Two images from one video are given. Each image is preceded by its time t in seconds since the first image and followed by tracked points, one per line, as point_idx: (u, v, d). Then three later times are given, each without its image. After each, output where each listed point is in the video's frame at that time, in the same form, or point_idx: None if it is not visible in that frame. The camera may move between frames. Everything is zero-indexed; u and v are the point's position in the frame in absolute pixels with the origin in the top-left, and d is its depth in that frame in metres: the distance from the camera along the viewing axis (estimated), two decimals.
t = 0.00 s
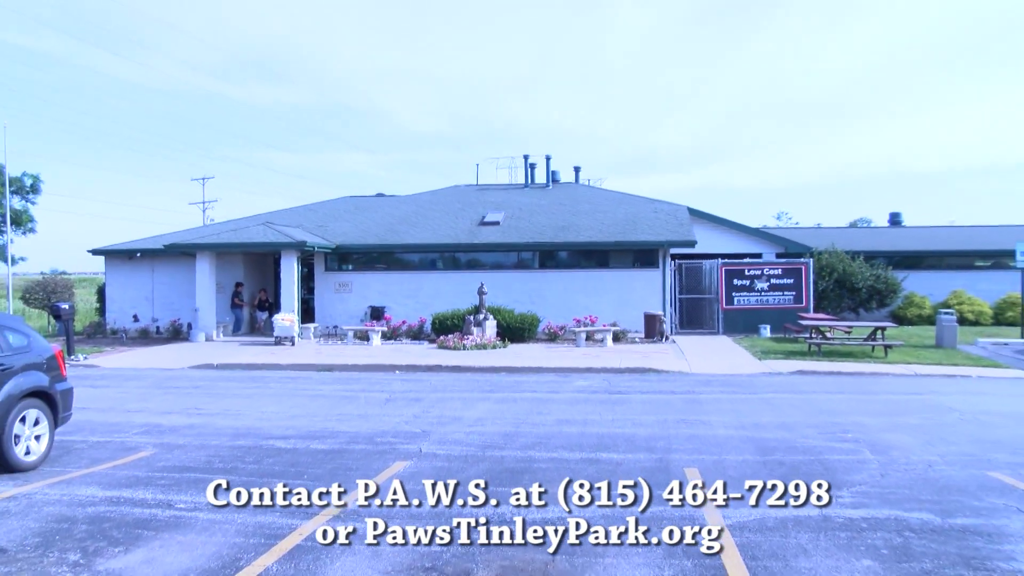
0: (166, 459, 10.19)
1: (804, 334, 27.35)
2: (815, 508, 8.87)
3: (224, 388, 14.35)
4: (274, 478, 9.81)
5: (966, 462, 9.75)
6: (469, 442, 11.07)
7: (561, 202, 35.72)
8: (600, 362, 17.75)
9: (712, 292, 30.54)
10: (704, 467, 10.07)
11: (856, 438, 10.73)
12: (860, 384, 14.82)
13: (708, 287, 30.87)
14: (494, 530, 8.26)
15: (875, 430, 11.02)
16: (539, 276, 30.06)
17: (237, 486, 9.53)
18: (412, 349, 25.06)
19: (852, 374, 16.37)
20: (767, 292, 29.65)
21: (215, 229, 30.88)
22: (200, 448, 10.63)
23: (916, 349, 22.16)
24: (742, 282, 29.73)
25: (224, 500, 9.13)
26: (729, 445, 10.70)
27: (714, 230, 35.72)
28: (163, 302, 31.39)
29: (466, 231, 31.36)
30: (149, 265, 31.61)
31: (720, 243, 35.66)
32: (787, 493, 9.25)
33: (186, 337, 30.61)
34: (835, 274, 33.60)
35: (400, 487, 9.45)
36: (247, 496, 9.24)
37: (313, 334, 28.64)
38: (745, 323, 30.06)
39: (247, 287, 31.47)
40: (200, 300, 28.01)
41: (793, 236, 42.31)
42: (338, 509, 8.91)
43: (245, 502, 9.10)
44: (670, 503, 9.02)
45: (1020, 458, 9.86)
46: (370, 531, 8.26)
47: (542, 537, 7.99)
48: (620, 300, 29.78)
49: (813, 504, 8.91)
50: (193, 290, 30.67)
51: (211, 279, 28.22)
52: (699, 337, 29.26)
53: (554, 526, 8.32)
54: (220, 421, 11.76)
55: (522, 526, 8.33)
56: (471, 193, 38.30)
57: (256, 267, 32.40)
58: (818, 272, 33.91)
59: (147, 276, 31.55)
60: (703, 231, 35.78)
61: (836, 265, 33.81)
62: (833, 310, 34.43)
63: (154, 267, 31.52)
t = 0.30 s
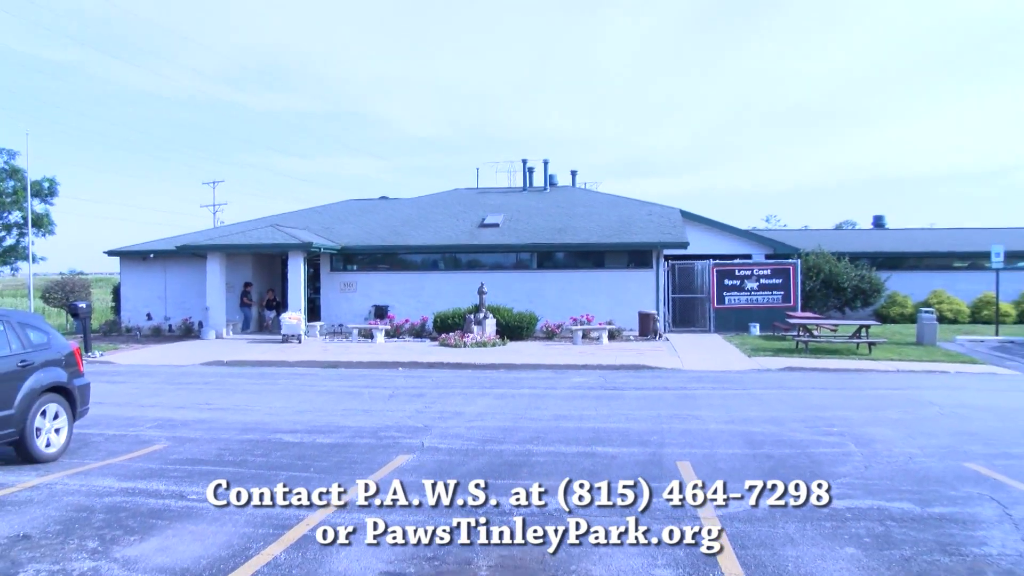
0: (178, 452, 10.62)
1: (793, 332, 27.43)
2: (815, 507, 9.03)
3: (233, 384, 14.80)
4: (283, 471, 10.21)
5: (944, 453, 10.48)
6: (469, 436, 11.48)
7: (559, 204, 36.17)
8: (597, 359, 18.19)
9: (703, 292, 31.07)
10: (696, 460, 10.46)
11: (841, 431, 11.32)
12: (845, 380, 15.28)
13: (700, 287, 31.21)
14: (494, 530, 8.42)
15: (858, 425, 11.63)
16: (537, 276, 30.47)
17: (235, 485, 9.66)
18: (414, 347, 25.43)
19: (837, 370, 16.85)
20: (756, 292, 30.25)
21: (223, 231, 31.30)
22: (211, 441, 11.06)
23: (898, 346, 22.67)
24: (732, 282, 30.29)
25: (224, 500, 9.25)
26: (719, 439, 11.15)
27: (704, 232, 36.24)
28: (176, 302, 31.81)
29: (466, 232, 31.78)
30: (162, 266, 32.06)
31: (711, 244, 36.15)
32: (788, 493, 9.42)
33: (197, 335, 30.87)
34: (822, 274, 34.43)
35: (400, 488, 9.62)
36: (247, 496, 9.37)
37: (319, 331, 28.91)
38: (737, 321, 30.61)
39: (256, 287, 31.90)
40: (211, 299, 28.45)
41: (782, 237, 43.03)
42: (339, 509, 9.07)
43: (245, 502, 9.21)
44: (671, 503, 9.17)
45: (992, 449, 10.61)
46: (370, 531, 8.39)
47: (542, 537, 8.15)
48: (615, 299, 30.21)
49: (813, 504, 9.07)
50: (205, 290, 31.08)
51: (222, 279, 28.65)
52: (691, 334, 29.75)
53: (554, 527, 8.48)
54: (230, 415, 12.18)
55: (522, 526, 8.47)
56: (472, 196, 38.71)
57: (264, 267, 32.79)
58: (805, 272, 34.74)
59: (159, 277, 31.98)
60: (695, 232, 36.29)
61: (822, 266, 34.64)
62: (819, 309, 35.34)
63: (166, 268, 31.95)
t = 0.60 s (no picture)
0: (181, 450, 10.73)
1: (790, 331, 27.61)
2: (814, 507, 9.08)
3: (236, 383, 14.89)
4: (285, 470, 10.31)
5: (939, 451, 10.62)
6: (469, 435, 11.58)
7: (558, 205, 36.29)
8: (596, 358, 18.29)
9: (701, 292, 31.21)
10: (692, 459, 10.54)
11: (838, 430, 11.45)
12: (843, 379, 15.41)
13: (697, 286, 31.35)
14: (494, 529, 8.49)
15: (855, 423, 11.76)
16: (536, 276, 30.59)
17: (235, 485, 9.72)
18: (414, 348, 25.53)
19: (835, 369, 16.98)
20: (754, 292, 30.38)
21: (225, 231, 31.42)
22: (213, 440, 11.18)
23: (892, 345, 22.83)
24: (730, 282, 30.42)
25: (224, 500, 9.30)
26: (717, 438, 11.26)
27: (702, 232, 36.36)
28: (178, 301, 31.92)
29: (466, 233, 31.89)
30: (165, 267, 32.16)
31: (709, 245, 36.29)
32: (787, 493, 9.47)
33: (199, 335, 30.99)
34: (818, 275, 34.64)
35: (400, 488, 9.69)
36: (247, 496, 9.42)
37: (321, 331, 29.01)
38: (734, 321, 30.74)
39: (257, 287, 32.01)
40: (212, 299, 28.54)
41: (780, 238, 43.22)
42: (339, 509, 9.14)
43: (245, 502, 9.27)
44: (671, 503, 9.23)
45: (986, 447, 10.75)
46: (370, 531, 8.45)
47: (542, 537, 8.21)
48: (614, 299, 30.33)
49: (813, 504, 9.12)
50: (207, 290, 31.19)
51: (223, 279, 28.75)
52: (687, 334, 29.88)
53: (554, 527, 8.54)
54: (232, 414, 12.28)
55: (522, 526, 8.55)
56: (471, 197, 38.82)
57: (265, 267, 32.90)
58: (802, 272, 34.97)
59: (162, 277, 32.08)
60: (694, 232, 36.42)
61: (819, 266, 34.86)
62: (816, 309, 35.56)
63: (169, 269, 32.05)
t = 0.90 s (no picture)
0: (172, 450, 10.73)
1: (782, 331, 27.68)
2: (814, 507, 9.08)
3: (228, 383, 14.88)
4: (276, 470, 10.31)
5: (929, 451, 10.65)
6: (461, 435, 11.58)
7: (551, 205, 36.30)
8: (589, 358, 18.29)
9: (693, 292, 31.24)
10: (685, 459, 10.56)
11: (829, 429, 11.48)
12: (834, 379, 15.44)
13: (689, 286, 31.37)
14: (494, 530, 8.48)
15: (846, 423, 11.79)
16: (527, 276, 30.61)
17: (235, 486, 9.71)
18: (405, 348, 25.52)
19: (825, 369, 17.02)
20: (746, 292, 30.43)
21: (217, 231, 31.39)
22: (204, 440, 11.16)
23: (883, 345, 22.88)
24: (722, 282, 30.46)
25: (224, 500, 9.30)
26: (709, 438, 11.28)
27: (695, 232, 36.40)
28: (169, 301, 31.88)
29: (458, 232, 31.87)
30: (157, 266, 32.12)
31: (702, 245, 36.34)
32: (788, 493, 9.47)
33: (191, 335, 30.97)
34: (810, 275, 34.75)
35: (400, 488, 9.68)
36: (247, 496, 9.42)
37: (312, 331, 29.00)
38: (726, 321, 30.76)
39: (249, 286, 31.99)
40: (204, 299, 28.50)
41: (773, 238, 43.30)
42: (339, 509, 9.14)
43: (245, 502, 9.27)
44: (670, 503, 9.22)
45: (976, 446, 10.79)
46: (370, 531, 8.45)
47: (542, 537, 8.21)
48: (607, 299, 30.36)
49: (813, 504, 9.11)
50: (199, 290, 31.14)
51: (215, 279, 28.71)
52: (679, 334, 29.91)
53: (554, 526, 8.54)
54: (224, 414, 12.27)
55: (522, 526, 8.54)
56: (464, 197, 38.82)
57: (258, 267, 32.86)
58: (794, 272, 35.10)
59: (154, 276, 32.04)
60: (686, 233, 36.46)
61: (810, 266, 34.95)
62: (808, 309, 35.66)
63: (161, 268, 32.01)
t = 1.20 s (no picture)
0: (160, 451, 10.71)
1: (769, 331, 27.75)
2: (814, 507, 9.08)
3: (216, 383, 14.84)
4: (265, 470, 10.29)
5: (917, 450, 10.69)
6: (450, 435, 11.58)
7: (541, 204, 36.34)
8: (577, 358, 18.31)
9: (682, 292, 31.27)
10: (674, 459, 10.57)
11: (818, 429, 11.52)
12: (822, 378, 15.50)
13: (678, 286, 31.38)
14: (494, 529, 8.47)
15: (834, 422, 11.83)
16: (516, 276, 30.63)
17: (236, 486, 9.71)
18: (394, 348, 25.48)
19: (813, 369, 17.08)
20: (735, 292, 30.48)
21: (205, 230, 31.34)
22: (193, 440, 11.14)
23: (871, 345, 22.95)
24: (710, 282, 30.51)
25: (224, 500, 9.31)
26: (698, 437, 11.30)
27: (685, 232, 36.46)
28: (158, 301, 31.81)
29: (448, 232, 31.85)
30: (145, 266, 32.04)
31: (691, 245, 36.42)
32: (787, 493, 9.47)
33: (179, 335, 30.90)
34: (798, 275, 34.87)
35: (400, 488, 9.67)
36: (248, 496, 9.42)
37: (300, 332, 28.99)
38: (714, 321, 30.81)
39: (238, 286, 31.94)
40: (192, 298, 28.45)
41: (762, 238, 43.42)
42: (339, 509, 9.14)
43: (245, 502, 9.27)
44: (670, 503, 9.22)
45: (962, 445, 10.85)
46: (370, 531, 8.45)
47: (542, 537, 8.21)
48: (596, 299, 30.42)
49: (813, 504, 9.11)
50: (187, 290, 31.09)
51: (203, 279, 28.66)
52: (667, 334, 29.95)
53: (554, 527, 8.54)
54: (212, 414, 12.24)
55: (521, 526, 8.54)
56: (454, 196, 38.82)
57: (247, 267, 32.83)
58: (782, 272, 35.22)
59: (142, 276, 31.96)
60: (675, 233, 36.51)
61: (799, 266, 35.05)
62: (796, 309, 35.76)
63: (149, 268, 31.94)
